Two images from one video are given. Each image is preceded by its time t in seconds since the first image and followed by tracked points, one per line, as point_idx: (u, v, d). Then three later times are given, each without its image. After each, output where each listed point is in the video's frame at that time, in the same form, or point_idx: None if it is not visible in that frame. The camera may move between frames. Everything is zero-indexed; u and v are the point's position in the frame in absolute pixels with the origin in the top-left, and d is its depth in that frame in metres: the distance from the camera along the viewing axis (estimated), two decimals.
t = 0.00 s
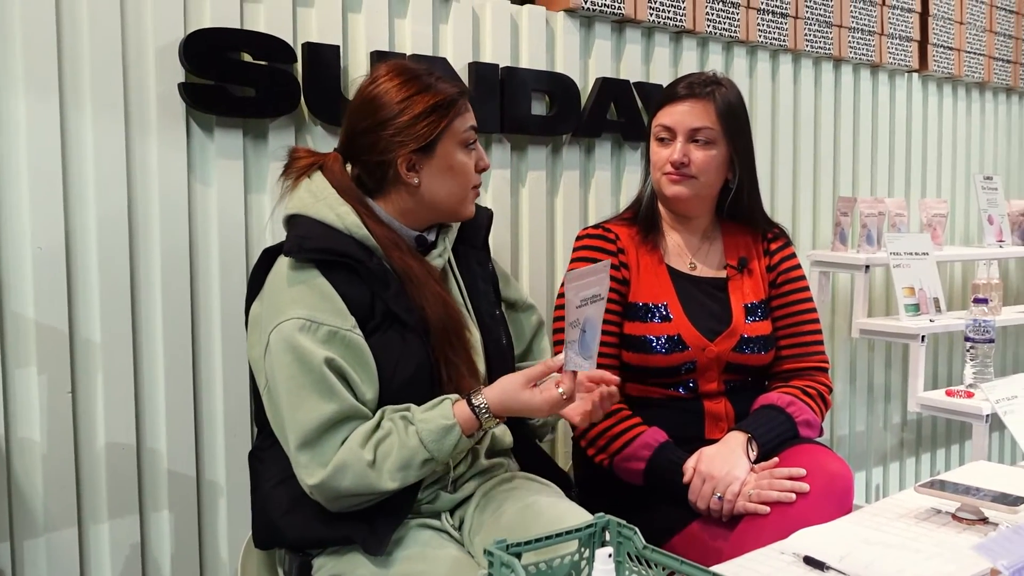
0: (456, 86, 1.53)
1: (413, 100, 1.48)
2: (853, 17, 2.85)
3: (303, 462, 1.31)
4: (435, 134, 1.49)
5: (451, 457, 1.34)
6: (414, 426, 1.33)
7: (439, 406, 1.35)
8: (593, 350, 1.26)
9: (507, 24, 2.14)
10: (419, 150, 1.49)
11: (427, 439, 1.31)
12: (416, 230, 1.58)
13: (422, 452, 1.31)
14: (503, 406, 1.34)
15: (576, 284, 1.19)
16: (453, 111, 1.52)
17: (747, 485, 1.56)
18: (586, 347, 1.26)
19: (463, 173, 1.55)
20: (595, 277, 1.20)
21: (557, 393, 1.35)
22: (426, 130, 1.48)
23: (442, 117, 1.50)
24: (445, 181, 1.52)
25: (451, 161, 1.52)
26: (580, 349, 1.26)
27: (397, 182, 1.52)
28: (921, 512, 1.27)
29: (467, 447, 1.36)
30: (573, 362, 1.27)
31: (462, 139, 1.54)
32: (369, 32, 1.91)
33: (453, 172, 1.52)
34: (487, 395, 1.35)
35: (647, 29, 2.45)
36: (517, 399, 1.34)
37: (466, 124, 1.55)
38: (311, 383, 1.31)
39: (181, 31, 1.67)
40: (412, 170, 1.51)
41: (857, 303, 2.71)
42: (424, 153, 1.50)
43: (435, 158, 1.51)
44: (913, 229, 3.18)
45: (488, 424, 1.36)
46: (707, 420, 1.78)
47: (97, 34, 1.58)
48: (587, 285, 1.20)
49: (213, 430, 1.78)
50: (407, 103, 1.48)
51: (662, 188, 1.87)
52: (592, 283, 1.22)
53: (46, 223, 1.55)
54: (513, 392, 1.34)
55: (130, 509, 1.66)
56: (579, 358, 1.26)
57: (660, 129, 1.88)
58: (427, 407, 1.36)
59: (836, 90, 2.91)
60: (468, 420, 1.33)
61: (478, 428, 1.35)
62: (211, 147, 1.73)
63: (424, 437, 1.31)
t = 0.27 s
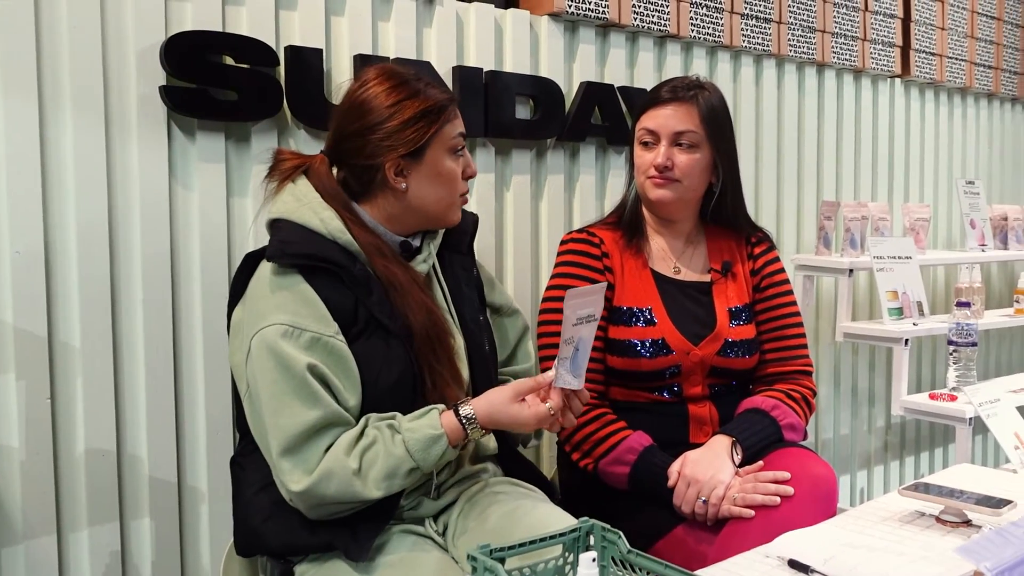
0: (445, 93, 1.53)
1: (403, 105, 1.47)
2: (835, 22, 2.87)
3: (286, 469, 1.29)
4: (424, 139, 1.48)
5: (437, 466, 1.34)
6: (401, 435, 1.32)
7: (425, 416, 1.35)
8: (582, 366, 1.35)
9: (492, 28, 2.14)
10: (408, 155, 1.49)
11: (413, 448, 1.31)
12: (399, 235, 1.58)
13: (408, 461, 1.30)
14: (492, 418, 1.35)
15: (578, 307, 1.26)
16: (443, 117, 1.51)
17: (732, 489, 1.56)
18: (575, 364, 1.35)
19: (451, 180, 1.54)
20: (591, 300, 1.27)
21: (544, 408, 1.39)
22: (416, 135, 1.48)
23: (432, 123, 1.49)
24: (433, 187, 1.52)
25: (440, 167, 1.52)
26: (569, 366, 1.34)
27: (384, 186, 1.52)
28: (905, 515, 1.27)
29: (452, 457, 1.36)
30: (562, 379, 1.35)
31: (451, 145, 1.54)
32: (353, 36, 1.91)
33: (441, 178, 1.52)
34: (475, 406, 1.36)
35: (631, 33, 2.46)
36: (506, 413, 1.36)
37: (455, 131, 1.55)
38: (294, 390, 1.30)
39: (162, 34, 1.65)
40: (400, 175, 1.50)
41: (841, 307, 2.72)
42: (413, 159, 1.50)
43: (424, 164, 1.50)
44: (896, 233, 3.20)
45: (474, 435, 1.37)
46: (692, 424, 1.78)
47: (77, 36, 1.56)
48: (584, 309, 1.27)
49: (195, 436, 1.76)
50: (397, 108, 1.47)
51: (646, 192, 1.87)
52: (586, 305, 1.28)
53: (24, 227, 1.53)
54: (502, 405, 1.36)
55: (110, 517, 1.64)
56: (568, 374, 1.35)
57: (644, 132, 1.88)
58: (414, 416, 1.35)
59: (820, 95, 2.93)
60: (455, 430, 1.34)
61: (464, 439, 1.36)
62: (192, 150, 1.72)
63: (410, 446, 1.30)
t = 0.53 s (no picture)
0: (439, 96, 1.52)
1: (397, 107, 1.46)
2: (826, 25, 2.88)
3: (276, 472, 1.27)
4: (417, 143, 1.48)
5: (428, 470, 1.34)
6: (392, 438, 1.32)
7: (417, 419, 1.35)
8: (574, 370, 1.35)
9: (482, 30, 2.13)
10: (401, 158, 1.48)
11: (405, 451, 1.30)
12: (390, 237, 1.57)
13: (399, 464, 1.30)
14: (483, 421, 1.35)
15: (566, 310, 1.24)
16: (437, 121, 1.51)
17: (723, 491, 1.56)
18: (567, 366, 1.34)
19: (444, 183, 1.54)
20: (580, 303, 1.26)
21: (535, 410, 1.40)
22: (409, 139, 1.47)
23: (425, 126, 1.49)
24: (426, 191, 1.51)
25: (433, 170, 1.51)
26: (561, 368, 1.34)
27: (376, 189, 1.51)
28: (896, 517, 1.27)
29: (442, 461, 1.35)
30: (554, 382, 1.35)
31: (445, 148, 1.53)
32: (342, 38, 1.90)
33: (434, 181, 1.52)
34: (466, 409, 1.36)
35: (622, 35, 2.46)
36: (498, 415, 1.36)
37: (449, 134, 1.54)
38: (284, 393, 1.29)
39: (149, 35, 1.64)
40: (393, 177, 1.50)
41: (832, 309, 2.72)
42: (406, 162, 1.49)
43: (417, 167, 1.50)
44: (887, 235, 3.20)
45: (464, 438, 1.36)
46: (683, 426, 1.78)
47: (63, 36, 1.55)
48: (574, 312, 1.26)
49: (183, 439, 1.75)
50: (391, 111, 1.46)
51: (637, 194, 1.87)
52: (576, 307, 1.27)
53: (10, 229, 1.51)
54: (493, 408, 1.36)
55: (98, 521, 1.63)
56: (560, 377, 1.35)
57: (635, 134, 1.88)
58: (405, 419, 1.34)
59: (810, 97, 2.94)
60: (446, 433, 1.34)
61: (454, 441, 1.35)
62: (180, 152, 1.71)
63: (401, 450, 1.30)
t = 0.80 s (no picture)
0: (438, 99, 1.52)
1: (394, 109, 1.46)
2: (821, 25, 2.88)
3: (271, 473, 1.27)
4: (414, 145, 1.47)
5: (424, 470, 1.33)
6: (387, 439, 1.31)
7: (412, 419, 1.34)
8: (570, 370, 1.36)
9: (477, 30, 2.13)
10: (398, 160, 1.48)
11: (400, 452, 1.29)
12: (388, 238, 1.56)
13: (394, 466, 1.29)
14: (479, 422, 1.34)
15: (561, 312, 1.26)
16: (435, 124, 1.51)
17: (719, 491, 1.56)
18: (563, 367, 1.36)
19: (440, 186, 1.53)
20: (576, 305, 1.27)
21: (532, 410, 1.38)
22: (407, 140, 1.47)
23: (423, 129, 1.48)
24: (422, 193, 1.51)
25: (430, 173, 1.51)
26: (556, 369, 1.35)
27: (372, 190, 1.50)
28: (893, 517, 1.27)
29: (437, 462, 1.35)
30: (550, 382, 1.36)
31: (442, 151, 1.53)
32: (337, 38, 1.89)
33: (430, 183, 1.51)
34: (461, 409, 1.34)
35: (617, 35, 2.46)
36: (494, 415, 1.35)
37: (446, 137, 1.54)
38: (278, 394, 1.28)
39: (143, 35, 1.64)
40: (389, 179, 1.49)
41: (829, 308, 2.73)
42: (403, 164, 1.48)
43: (414, 169, 1.49)
44: (883, 235, 3.21)
45: (460, 438, 1.35)
46: (679, 426, 1.78)
47: (56, 36, 1.55)
48: (569, 314, 1.27)
49: (178, 441, 1.74)
50: (388, 112, 1.46)
51: (633, 194, 1.86)
52: (572, 309, 1.28)
53: (3, 230, 1.51)
54: (489, 408, 1.35)
55: (92, 524, 1.62)
56: (556, 377, 1.36)
57: (631, 133, 1.87)
58: (400, 420, 1.34)
59: (806, 97, 2.94)
60: (442, 434, 1.33)
61: (450, 442, 1.34)
62: (175, 152, 1.70)
63: (397, 450, 1.29)
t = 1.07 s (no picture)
0: (459, 102, 1.40)
1: (405, 117, 1.40)
2: (818, 31, 2.91)
3: (291, 480, 1.25)
4: (435, 146, 1.38)
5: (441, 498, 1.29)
6: (408, 461, 1.28)
7: (437, 444, 1.30)
8: (589, 397, 1.30)
9: (476, 40, 2.16)
10: (406, 169, 1.41)
11: (419, 477, 1.26)
12: (433, 252, 1.47)
13: (412, 489, 1.26)
14: (501, 452, 1.30)
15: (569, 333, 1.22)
16: (449, 126, 1.38)
17: (720, 496, 1.57)
18: (582, 394, 1.29)
19: (456, 195, 1.39)
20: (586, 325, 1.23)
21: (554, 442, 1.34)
22: (412, 148, 1.39)
23: (429, 133, 1.38)
24: (432, 203, 1.39)
25: (438, 181, 1.39)
26: (575, 396, 1.29)
27: (394, 203, 1.46)
28: (891, 520, 1.28)
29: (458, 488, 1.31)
30: (570, 411, 1.29)
31: (457, 154, 1.38)
32: (338, 50, 1.92)
33: (440, 192, 1.38)
34: (485, 439, 1.30)
35: (616, 44, 2.48)
36: (516, 446, 1.30)
37: (464, 138, 1.38)
38: (310, 403, 1.25)
39: (147, 48, 1.66)
40: (403, 190, 1.43)
41: (828, 313, 2.74)
42: (413, 172, 1.41)
43: (422, 177, 1.40)
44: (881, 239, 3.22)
45: (482, 470, 1.31)
46: (678, 432, 1.80)
47: (62, 51, 1.57)
48: (579, 334, 1.23)
49: (184, 449, 1.76)
50: (400, 121, 1.41)
51: (636, 202, 1.88)
52: (583, 330, 1.24)
53: (11, 243, 1.53)
54: (512, 437, 1.31)
55: (100, 532, 1.64)
56: (575, 404, 1.29)
57: (634, 142, 1.89)
58: (426, 443, 1.30)
59: (804, 103, 2.96)
60: (464, 463, 1.28)
61: (471, 472, 1.30)
62: (179, 164, 1.72)
63: (416, 475, 1.26)
